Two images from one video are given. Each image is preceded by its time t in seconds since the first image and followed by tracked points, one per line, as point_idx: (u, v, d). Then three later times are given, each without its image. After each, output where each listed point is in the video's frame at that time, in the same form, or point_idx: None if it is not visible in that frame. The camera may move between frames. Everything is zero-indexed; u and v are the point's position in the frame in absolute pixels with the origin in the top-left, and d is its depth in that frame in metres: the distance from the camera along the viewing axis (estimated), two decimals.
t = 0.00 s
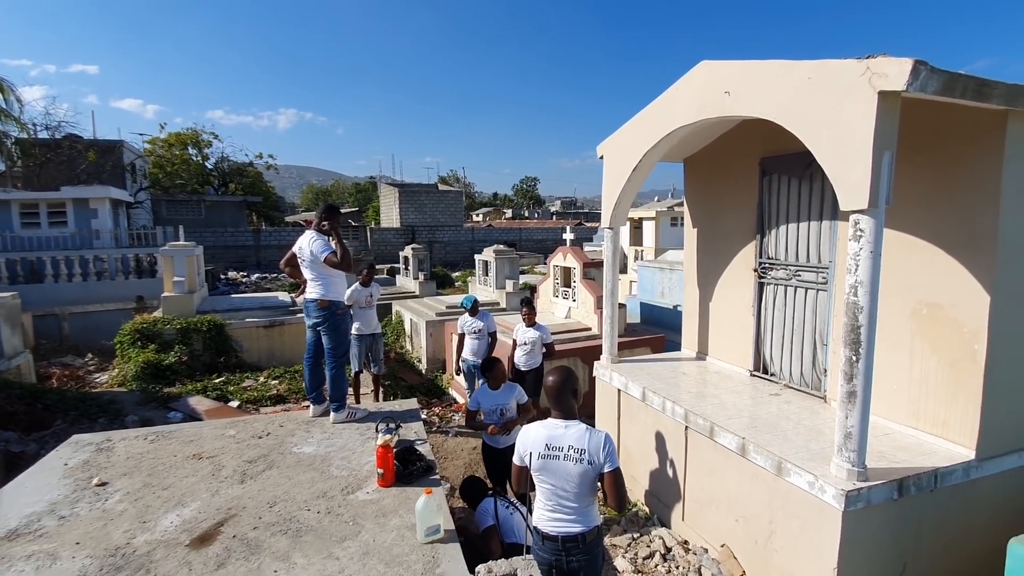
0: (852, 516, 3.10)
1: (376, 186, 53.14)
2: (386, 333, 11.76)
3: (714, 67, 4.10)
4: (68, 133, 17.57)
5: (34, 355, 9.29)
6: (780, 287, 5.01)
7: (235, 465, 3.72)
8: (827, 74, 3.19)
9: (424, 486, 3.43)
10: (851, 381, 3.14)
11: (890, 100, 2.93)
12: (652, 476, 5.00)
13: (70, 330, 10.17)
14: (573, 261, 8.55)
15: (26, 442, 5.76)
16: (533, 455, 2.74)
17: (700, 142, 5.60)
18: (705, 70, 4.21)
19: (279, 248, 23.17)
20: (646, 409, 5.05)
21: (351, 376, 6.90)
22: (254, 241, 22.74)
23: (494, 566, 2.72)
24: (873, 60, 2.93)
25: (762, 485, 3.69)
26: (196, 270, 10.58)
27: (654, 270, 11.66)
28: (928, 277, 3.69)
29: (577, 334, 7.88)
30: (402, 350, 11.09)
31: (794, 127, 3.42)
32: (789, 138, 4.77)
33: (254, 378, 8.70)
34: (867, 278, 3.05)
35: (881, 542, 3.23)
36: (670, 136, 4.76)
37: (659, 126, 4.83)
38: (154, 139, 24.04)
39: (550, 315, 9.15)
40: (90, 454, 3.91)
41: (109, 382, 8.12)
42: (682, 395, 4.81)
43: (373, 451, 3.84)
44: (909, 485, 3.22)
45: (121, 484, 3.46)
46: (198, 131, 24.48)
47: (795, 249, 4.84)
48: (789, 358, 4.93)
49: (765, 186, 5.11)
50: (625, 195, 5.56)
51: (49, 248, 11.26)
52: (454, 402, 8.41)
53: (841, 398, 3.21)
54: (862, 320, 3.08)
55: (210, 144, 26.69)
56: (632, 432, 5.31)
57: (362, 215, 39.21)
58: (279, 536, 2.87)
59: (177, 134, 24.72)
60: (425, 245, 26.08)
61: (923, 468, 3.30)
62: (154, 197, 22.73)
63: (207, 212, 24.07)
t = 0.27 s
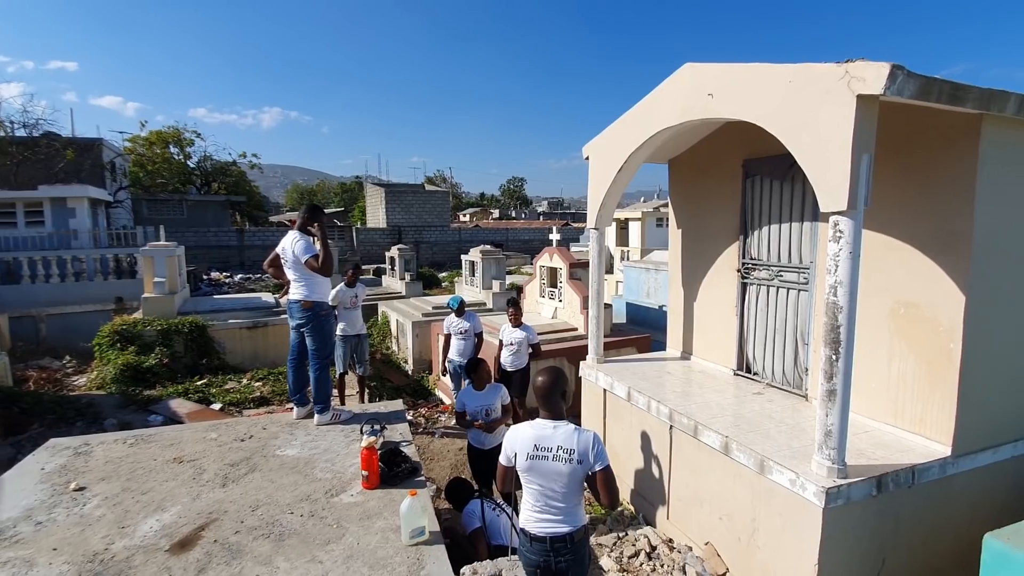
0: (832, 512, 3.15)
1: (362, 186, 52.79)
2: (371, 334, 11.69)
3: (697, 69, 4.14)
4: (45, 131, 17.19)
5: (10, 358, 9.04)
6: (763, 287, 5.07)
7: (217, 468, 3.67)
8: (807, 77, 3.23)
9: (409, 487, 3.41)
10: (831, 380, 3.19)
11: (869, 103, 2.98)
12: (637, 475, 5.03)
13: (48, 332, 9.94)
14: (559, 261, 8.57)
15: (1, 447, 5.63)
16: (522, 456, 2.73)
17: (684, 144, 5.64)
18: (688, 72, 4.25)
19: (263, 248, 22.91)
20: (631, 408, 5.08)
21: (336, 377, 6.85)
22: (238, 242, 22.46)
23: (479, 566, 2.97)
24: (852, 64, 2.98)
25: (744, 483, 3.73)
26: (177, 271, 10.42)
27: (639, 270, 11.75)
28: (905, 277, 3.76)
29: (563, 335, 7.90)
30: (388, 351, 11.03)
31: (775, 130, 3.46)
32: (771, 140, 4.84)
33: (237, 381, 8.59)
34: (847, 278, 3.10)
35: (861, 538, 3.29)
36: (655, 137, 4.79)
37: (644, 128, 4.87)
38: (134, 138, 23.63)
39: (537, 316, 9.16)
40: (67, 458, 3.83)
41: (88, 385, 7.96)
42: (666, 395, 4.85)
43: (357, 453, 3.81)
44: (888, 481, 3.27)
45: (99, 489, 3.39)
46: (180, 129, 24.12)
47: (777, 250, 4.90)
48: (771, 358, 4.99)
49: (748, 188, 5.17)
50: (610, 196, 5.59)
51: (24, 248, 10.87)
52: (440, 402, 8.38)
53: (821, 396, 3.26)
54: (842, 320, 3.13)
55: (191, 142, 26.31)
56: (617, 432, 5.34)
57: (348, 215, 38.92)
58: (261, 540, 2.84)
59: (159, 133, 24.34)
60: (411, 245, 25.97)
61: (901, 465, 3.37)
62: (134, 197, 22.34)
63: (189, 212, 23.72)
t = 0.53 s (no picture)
0: (811, 508, 3.20)
1: (346, 186, 52.34)
2: (355, 335, 11.59)
3: (679, 71, 4.18)
4: (18, 128, 16.76)
5: None
6: (744, 287, 5.14)
7: (196, 473, 3.61)
8: (786, 81, 3.29)
9: (392, 489, 3.39)
10: (810, 378, 3.24)
11: (845, 106, 3.04)
12: (621, 474, 5.06)
13: (21, 335, 9.66)
14: (543, 261, 8.59)
15: None
16: (509, 456, 2.72)
17: (667, 145, 5.69)
18: (670, 74, 4.28)
19: (244, 249, 22.59)
20: (615, 408, 5.11)
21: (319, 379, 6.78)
22: (219, 242, 22.12)
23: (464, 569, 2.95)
24: (829, 68, 3.03)
25: (726, 481, 3.78)
26: (155, 271, 10.22)
27: (624, 270, 11.83)
28: (881, 277, 3.84)
29: (547, 335, 7.92)
30: (372, 352, 10.95)
31: (755, 132, 3.51)
32: (752, 142, 4.90)
33: (218, 383, 8.46)
34: (825, 278, 3.15)
35: (839, 533, 3.35)
36: (638, 139, 4.83)
37: (627, 129, 4.90)
38: (111, 136, 23.15)
39: (521, 316, 9.18)
40: (41, 464, 3.74)
41: (62, 388, 7.77)
42: (650, 394, 4.89)
43: (340, 455, 3.77)
44: (865, 478, 3.34)
45: (74, 495, 3.31)
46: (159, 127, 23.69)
47: (758, 250, 4.97)
48: (752, 357, 5.06)
49: (729, 189, 5.24)
50: (594, 197, 5.61)
51: None
52: (425, 403, 8.34)
53: (801, 394, 3.30)
54: (820, 319, 3.18)
55: (171, 141, 25.85)
56: (601, 432, 5.37)
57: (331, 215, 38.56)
58: (241, 545, 2.80)
59: (137, 131, 23.89)
60: (396, 245, 25.83)
61: (877, 461, 3.44)
62: (111, 196, 21.88)
63: (169, 211, 23.30)
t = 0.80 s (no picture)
0: (792, 505, 3.25)
1: (330, 185, 51.85)
2: (340, 336, 11.49)
3: (662, 73, 4.20)
4: None
5: None
6: (727, 287, 5.19)
7: (175, 477, 3.54)
8: (766, 83, 3.32)
9: (376, 491, 3.37)
10: (790, 376, 3.29)
11: (823, 108, 3.08)
12: (606, 473, 5.09)
13: None
14: (529, 261, 8.60)
15: None
16: (494, 456, 2.73)
17: (651, 146, 5.73)
18: (653, 76, 4.31)
19: (226, 249, 22.26)
20: (600, 407, 5.13)
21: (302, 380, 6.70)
22: (200, 242, 21.77)
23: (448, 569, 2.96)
24: (808, 70, 3.07)
25: (709, 478, 3.81)
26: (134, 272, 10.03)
27: (608, 270, 11.90)
28: (859, 276, 3.91)
29: (533, 335, 7.93)
30: (357, 353, 10.87)
31: (737, 133, 3.54)
32: (734, 143, 4.96)
33: (198, 386, 8.32)
34: (804, 278, 3.20)
35: (819, 528, 3.40)
36: (621, 139, 4.85)
37: (611, 130, 4.92)
38: (88, 134, 22.66)
39: (507, 316, 9.17)
40: (14, 470, 3.64)
41: (36, 393, 7.52)
42: (634, 393, 4.92)
43: (323, 458, 3.73)
44: (844, 474, 3.39)
45: (48, 501, 3.23)
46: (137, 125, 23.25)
47: (740, 250, 5.03)
48: (734, 355, 5.12)
49: (712, 190, 5.29)
50: (579, 197, 5.63)
51: None
52: (411, 404, 8.30)
53: (781, 392, 3.35)
54: (800, 318, 3.23)
55: (150, 139, 25.40)
56: (586, 431, 5.38)
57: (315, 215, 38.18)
58: (221, 550, 2.76)
59: (115, 129, 23.42)
60: (381, 245, 25.67)
61: (856, 457, 3.50)
62: (88, 195, 21.41)
63: (148, 211, 22.86)
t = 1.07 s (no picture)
0: (773, 500, 3.29)
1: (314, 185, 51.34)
2: (324, 337, 11.38)
3: (645, 73, 4.23)
4: None
5: None
6: (709, 286, 5.25)
7: (154, 482, 3.48)
8: (746, 85, 3.36)
9: (360, 494, 3.34)
10: (771, 374, 3.33)
11: (802, 110, 3.13)
12: (591, 472, 5.11)
13: None
14: (514, 261, 8.60)
15: None
16: (476, 455, 2.75)
17: (635, 146, 5.76)
18: (636, 76, 4.33)
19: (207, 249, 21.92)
20: (585, 406, 5.15)
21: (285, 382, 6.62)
22: (180, 243, 21.42)
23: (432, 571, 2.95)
24: (787, 72, 3.11)
25: (692, 476, 3.85)
26: (111, 273, 9.84)
27: (593, 270, 11.95)
28: (837, 275, 3.97)
29: (518, 334, 7.93)
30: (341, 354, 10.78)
31: (719, 134, 3.58)
32: (716, 144, 5.01)
33: (178, 389, 8.18)
34: (785, 277, 3.24)
35: (800, 523, 3.45)
36: (606, 139, 4.87)
37: (595, 130, 4.94)
38: (64, 132, 22.17)
39: (492, 316, 9.17)
40: None
41: (11, 397, 7.35)
42: (619, 392, 4.94)
43: (306, 460, 3.70)
44: (824, 469, 3.45)
45: (22, 507, 3.15)
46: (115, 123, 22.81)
47: (723, 249, 5.08)
48: (717, 353, 5.17)
49: (694, 190, 5.34)
50: (563, 197, 5.64)
51: None
52: (396, 405, 8.25)
53: (763, 390, 3.39)
54: (780, 316, 3.27)
55: (128, 138, 24.94)
56: (572, 430, 5.40)
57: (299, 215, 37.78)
58: (201, 555, 2.71)
59: (91, 127, 22.96)
60: (365, 245, 25.49)
61: (836, 453, 3.55)
62: (64, 194, 20.94)
63: (126, 211, 22.42)
